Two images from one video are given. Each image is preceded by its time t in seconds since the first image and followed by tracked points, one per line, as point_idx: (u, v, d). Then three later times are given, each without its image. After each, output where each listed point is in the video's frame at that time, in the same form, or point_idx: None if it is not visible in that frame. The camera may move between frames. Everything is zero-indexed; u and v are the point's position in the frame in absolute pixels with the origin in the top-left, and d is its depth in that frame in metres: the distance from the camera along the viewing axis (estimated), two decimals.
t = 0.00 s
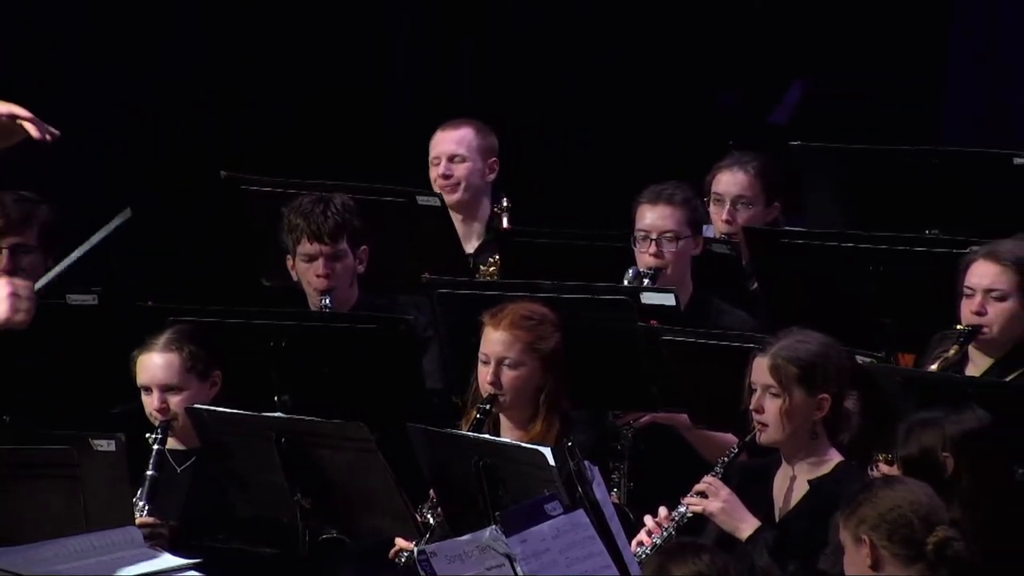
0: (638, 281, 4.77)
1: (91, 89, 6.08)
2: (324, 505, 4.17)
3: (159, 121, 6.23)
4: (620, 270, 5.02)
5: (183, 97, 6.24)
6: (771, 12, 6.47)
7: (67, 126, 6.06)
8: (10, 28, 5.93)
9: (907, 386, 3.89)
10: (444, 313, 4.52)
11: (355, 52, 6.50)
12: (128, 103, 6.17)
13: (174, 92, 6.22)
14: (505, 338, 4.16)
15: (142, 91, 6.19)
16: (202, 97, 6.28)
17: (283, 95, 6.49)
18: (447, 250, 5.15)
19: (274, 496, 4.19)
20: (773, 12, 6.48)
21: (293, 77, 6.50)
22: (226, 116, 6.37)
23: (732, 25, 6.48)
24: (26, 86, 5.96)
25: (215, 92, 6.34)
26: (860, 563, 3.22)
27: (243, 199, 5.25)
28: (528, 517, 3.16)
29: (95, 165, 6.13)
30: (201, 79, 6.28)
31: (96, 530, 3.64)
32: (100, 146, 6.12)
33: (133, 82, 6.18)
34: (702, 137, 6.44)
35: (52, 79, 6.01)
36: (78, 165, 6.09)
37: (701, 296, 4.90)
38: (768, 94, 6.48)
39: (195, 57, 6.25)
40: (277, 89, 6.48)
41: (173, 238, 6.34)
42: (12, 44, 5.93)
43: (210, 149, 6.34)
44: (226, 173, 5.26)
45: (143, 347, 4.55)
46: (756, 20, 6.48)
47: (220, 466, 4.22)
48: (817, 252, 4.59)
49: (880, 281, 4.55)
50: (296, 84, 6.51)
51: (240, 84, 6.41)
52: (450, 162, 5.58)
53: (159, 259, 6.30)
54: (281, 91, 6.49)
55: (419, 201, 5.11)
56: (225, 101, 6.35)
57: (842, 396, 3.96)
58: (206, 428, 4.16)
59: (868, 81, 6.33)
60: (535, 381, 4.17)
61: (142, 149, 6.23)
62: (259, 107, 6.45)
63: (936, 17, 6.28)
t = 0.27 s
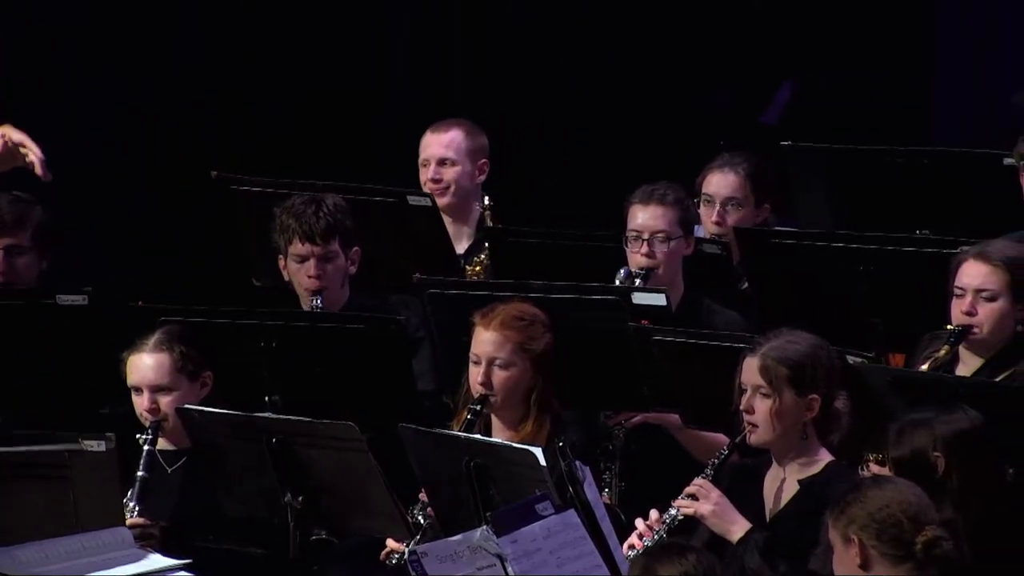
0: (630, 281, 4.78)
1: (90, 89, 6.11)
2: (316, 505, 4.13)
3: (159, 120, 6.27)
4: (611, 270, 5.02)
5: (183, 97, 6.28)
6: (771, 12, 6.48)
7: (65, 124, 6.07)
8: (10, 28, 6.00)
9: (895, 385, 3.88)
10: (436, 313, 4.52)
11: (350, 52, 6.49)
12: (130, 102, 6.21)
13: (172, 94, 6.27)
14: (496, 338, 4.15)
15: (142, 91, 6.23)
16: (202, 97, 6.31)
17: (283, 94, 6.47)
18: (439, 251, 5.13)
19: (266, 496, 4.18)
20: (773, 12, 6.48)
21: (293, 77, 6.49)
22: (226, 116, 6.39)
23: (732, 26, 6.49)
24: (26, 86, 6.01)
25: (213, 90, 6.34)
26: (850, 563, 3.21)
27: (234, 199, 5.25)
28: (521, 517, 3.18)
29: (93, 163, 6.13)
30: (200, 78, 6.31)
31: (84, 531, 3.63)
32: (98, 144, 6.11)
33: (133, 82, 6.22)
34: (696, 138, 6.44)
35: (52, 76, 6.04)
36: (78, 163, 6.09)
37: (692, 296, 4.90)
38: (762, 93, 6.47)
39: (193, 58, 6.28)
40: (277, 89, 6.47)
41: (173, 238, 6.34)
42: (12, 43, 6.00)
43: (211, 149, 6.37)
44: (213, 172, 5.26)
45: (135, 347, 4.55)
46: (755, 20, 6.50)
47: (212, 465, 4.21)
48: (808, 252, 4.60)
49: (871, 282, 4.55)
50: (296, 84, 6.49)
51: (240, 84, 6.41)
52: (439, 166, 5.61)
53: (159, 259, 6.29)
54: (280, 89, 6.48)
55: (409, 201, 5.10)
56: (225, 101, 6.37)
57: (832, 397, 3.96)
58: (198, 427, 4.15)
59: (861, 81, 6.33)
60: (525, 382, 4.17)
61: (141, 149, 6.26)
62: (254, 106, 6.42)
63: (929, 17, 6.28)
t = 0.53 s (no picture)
0: (622, 281, 4.77)
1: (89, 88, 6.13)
2: (307, 506, 4.13)
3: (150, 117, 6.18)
4: (602, 270, 5.03)
5: (183, 97, 6.21)
6: (772, 11, 6.49)
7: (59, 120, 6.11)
8: (10, 28, 5.99)
9: (886, 385, 3.88)
10: (427, 314, 4.51)
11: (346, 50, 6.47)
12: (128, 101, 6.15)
13: (167, 90, 6.17)
14: (487, 338, 4.14)
15: (142, 91, 6.17)
16: (202, 97, 6.25)
17: (284, 94, 6.45)
18: (431, 252, 5.16)
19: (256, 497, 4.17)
20: (774, 12, 6.50)
21: (293, 77, 6.47)
22: (226, 116, 6.35)
23: (733, 24, 6.53)
24: (26, 85, 6.00)
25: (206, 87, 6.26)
26: (842, 562, 3.21)
27: (225, 199, 5.24)
28: (511, 517, 3.15)
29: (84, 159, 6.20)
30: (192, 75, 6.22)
31: (76, 532, 3.63)
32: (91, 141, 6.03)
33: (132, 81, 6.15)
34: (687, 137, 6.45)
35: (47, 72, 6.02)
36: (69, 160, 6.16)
37: (684, 297, 4.90)
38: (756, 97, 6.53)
39: (195, 57, 6.23)
40: (278, 89, 6.45)
41: (173, 239, 6.15)
42: (12, 43, 5.99)
43: (210, 148, 6.32)
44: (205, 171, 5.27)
45: (124, 346, 4.54)
46: (756, 20, 6.52)
47: (202, 465, 4.20)
48: (800, 252, 4.59)
49: (862, 282, 4.57)
50: (296, 83, 6.47)
51: (240, 84, 6.38)
52: (432, 166, 5.61)
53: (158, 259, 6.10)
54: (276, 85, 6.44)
55: (400, 201, 5.12)
56: (225, 100, 6.33)
57: (821, 396, 3.96)
58: (188, 428, 4.15)
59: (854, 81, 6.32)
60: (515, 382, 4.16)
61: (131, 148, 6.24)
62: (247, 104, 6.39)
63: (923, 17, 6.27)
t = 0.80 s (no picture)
0: (613, 281, 4.78)
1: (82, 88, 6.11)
2: (298, 505, 4.12)
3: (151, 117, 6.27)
4: (592, 270, 5.04)
5: (183, 97, 6.29)
6: (772, 11, 6.49)
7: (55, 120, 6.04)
8: (10, 28, 5.95)
9: (876, 385, 3.84)
10: (418, 313, 4.51)
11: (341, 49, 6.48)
12: (130, 101, 6.22)
13: (167, 91, 6.26)
14: (478, 338, 4.14)
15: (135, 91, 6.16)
16: (202, 97, 6.33)
17: (283, 94, 6.48)
18: (423, 252, 5.17)
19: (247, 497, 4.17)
20: (774, 12, 6.49)
21: (293, 77, 6.49)
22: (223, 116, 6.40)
23: (734, 24, 6.53)
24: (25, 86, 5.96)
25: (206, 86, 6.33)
26: (838, 563, 3.22)
27: (215, 198, 5.24)
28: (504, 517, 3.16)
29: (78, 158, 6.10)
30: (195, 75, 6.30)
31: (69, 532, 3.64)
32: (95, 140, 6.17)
33: (133, 82, 6.22)
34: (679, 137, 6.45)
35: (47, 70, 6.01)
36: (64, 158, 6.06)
37: (675, 296, 4.91)
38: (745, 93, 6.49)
39: (193, 57, 6.30)
40: (277, 89, 6.48)
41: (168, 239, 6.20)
42: (12, 44, 5.95)
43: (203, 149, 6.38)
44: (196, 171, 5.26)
45: (115, 347, 4.57)
46: (756, 19, 6.52)
47: (193, 465, 4.20)
48: (792, 252, 4.60)
49: (853, 282, 4.57)
50: (296, 83, 6.50)
51: (240, 84, 6.43)
52: (427, 168, 5.61)
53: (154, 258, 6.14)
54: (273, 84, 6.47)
55: (391, 202, 5.15)
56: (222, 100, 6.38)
57: (811, 396, 3.97)
58: (179, 428, 4.14)
59: (847, 81, 6.33)
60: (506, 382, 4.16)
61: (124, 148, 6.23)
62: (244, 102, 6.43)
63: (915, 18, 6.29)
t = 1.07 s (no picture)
0: (603, 280, 4.79)
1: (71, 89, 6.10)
2: (290, 506, 4.11)
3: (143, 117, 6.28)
4: (583, 269, 5.04)
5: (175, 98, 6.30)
6: (771, 12, 6.45)
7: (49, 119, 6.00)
8: None
9: (865, 384, 3.84)
10: (408, 312, 4.52)
11: (325, 51, 6.52)
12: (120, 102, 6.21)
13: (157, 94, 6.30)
14: (469, 338, 4.14)
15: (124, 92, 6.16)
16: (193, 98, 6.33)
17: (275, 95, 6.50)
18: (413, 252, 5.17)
19: (237, 497, 4.16)
20: (773, 12, 6.45)
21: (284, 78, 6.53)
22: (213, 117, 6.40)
23: (732, 25, 6.49)
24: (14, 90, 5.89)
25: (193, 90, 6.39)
26: (830, 563, 3.22)
27: (205, 199, 5.23)
28: (494, 517, 3.17)
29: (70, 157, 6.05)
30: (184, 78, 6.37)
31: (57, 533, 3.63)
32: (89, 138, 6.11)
33: (123, 83, 6.22)
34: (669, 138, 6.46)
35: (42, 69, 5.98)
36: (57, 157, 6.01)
37: (666, 296, 4.93)
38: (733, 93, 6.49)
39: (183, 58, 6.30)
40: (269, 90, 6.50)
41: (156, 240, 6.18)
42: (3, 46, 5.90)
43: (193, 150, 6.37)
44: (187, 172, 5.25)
45: (105, 347, 4.53)
46: (754, 20, 6.48)
47: (183, 465, 4.19)
48: (782, 251, 4.61)
49: (841, 282, 4.57)
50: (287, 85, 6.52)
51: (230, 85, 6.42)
52: (421, 166, 5.61)
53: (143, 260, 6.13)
54: (241, 86, 6.50)
55: (382, 201, 5.19)
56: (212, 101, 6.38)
57: (801, 395, 3.98)
58: (169, 428, 4.13)
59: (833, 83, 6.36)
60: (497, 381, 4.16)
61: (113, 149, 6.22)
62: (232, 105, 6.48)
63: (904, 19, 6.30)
